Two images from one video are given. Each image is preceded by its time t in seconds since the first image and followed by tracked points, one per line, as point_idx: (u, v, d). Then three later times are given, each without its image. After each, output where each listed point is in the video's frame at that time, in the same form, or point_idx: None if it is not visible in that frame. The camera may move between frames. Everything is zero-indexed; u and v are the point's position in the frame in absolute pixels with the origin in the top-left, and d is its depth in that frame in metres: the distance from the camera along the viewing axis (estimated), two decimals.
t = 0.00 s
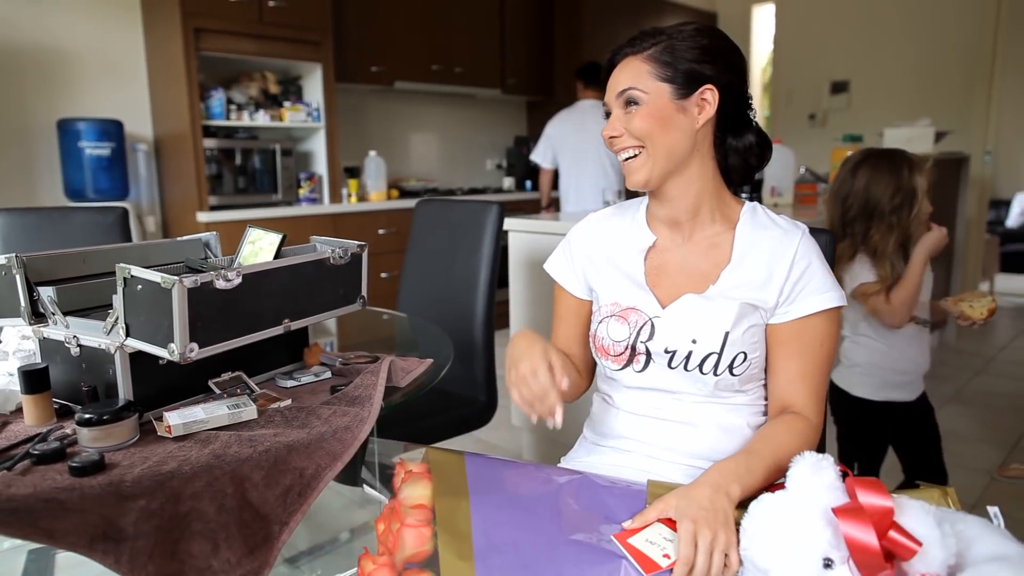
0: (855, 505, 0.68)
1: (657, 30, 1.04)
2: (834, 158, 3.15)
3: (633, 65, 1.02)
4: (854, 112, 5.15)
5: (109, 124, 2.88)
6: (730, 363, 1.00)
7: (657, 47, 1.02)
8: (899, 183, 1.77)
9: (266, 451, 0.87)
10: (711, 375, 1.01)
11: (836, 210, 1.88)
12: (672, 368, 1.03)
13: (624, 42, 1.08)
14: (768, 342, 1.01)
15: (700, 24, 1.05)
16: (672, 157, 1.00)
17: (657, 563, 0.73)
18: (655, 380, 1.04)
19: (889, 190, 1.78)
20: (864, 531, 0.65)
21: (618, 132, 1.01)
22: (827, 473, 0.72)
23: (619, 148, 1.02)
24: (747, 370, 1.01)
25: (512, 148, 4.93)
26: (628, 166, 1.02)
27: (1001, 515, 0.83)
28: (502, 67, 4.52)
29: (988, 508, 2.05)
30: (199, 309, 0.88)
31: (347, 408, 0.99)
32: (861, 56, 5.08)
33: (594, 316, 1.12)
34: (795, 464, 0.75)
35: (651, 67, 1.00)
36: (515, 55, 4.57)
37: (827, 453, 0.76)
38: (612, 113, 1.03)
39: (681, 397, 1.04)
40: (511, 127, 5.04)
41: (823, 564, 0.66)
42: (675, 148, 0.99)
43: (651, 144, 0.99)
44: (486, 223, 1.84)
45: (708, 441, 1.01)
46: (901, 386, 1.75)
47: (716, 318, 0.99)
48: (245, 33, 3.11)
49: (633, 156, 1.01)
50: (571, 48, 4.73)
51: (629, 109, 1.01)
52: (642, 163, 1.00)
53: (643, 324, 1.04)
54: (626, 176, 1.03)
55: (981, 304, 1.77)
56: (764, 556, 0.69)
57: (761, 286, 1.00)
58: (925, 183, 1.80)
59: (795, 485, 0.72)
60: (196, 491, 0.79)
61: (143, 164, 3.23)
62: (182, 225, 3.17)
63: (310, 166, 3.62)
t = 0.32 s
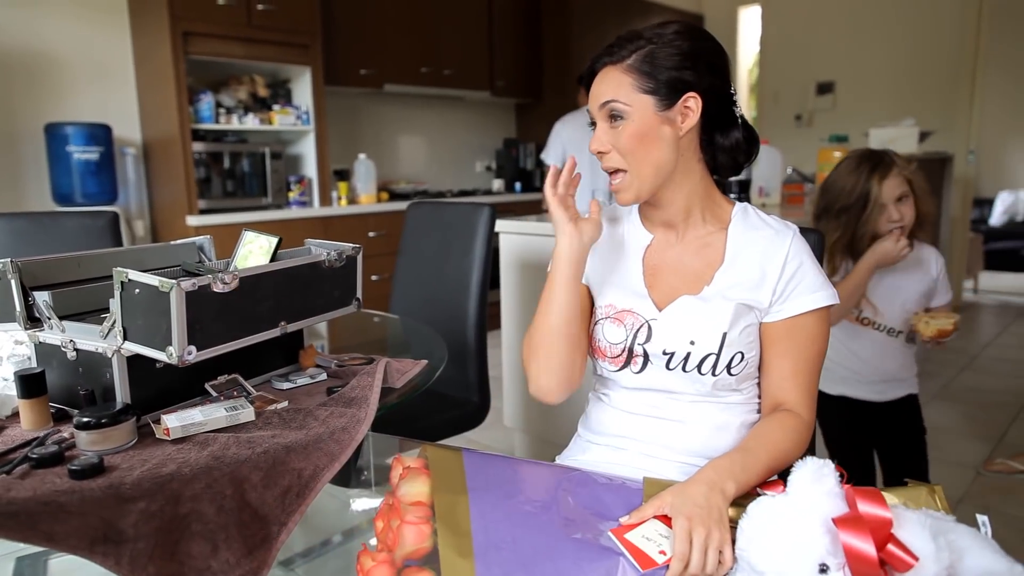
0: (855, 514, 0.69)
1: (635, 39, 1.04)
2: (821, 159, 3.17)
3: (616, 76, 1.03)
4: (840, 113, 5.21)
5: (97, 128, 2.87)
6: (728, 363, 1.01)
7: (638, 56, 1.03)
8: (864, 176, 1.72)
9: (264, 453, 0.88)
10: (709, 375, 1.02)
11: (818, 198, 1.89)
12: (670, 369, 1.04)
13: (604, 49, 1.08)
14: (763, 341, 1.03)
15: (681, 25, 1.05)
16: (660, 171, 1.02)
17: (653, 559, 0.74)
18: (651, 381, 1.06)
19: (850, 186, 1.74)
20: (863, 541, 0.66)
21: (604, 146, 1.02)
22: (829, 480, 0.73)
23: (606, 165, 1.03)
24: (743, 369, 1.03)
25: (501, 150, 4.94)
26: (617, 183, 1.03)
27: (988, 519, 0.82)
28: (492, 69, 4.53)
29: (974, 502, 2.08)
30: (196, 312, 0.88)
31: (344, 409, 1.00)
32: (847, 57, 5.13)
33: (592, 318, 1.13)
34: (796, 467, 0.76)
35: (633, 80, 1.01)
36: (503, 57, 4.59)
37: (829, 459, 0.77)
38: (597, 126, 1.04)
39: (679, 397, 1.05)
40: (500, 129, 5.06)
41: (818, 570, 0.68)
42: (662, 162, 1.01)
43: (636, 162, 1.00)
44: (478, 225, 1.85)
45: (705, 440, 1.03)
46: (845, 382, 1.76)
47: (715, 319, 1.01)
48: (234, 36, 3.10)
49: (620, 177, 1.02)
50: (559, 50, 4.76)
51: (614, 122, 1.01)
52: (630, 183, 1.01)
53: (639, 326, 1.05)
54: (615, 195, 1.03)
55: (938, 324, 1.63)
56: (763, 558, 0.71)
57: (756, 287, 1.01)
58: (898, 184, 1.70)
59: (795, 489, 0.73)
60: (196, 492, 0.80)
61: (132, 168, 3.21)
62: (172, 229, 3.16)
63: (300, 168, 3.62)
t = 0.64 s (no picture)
0: (856, 507, 0.71)
1: (624, 47, 1.04)
2: (813, 155, 3.18)
3: (612, 88, 1.03)
4: (832, 110, 5.24)
5: (90, 127, 2.86)
6: (734, 356, 1.03)
7: (631, 64, 1.02)
8: (863, 171, 1.67)
9: (270, 449, 0.88)
10: (715, 368, 1.04)
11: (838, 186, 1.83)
12: (676, 361, 1.06)
13: (595, 57, 1.07)
14: (769, 336, 1.05)
15: (671, 23, 1.06)
16: (671, 175, 1.04)
17: (656, 551, 0.76)
18: (657, 373, 1.07)
19: (853, 178, 1.70)
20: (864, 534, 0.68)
21: (613, 161, 1.02)
22: (830, 474, 0.75)
23: (619, 178, 1.04)
24: (748, 363, 1.04)
25: (495, 148, 4.95)
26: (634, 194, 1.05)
27: (985, 512, 0.84)
28: (485, 67, 4.54)
29: (967, 494, 2.11)
30: (202, 310, 0.89)
31: (348, 406, 1.01)
32: (837, 54, 5.17)
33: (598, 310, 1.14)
34: (797, 462, 0.78)
35: (631, 91, 1.01)
36: (497, 55, 4.59)
37: (829, 454, 0.79)
38: (602, 139, 1.04)
39: (684, 390, 1.06)
40: (493, 127, 5.07)
41: (819, 562, 0.69)
42: (671, 166, 1.03)
43: (650, 172, 1.02)
44: (475, 223, 1.86)
45: (709, 433, 1.05)
46: (831, 379, 1.75)
47: (721, 313, 1.02)
48: (228, 35, 3.10)
49: (637, 188, 1.04)
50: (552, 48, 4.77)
51: (619, 135, 1.02)
52: (648, 193, 1.04)
53: (646, 318, 1.06)
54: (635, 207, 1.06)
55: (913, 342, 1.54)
56: (765, 550, 0.72)
57: (762, 282, 1.03)
58: (896, 186, 1.62)
59: (797, 482, 0.75)
60: (203, 488, 0.81)
61: (125, 167, 3.20)
62: (167, 229, 3.16)
63: (294, 167, 3.62)
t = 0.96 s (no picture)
0: (848, 504, 0.72)
1: (629, 41, 1.05)
2: (806, 155, 3.19)
3: (614, 80, 1.04)
4: (826, 110, 5.26)
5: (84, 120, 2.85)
6: (728, 352, 1.04)
7: (634, 59, 1.03)
8: (889, 164, 1.59)
9: (270, 442, 0.89)
10: (709, 364, 1.05)
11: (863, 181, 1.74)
12: (670, 357, 1.07)
13: (600, 52, 1.08)
14: (763, 333, 1.06)
15: (676, 23, 1.07)
16: (665, 170, 1.05)
17: (651, 545, 0.77)
18: (652, 368, 1.09)
19: (879, 173, 1.61)
20: (856, 528, 0.69)
21: (609, 150, 1.03)
22: (823, 471, 0.76)
23: (613, 169, 1.05)
24: (742, 359, 1.05)
25: (490, 144, 4.95)
26: (628, 187, 1.06)
27: (973, 508, 0.86)
28: (480, 64, 4.55)
29: (955, 492, 2.14)
30: (203, 304, 0.90)
31: (346, 399, 1.01)
32: (831, 55, 5.19)
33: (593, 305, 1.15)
34: (792, 458, 0.80)
35: (632, 84, 1.02)
36: (492, 51, 4.60)
37: (823, 451, 0.81)
38: (600, 130, 1.05)
39: (678, 385, 1.08)
40: (488, 123, 5.07)
41: (812, 557, 0.71)
42: (666, 162, 1.04)
43: (643, 166, 1.03)
44: (472, 219, 1.87)
45: (703, 429, 1.06)
46: (832, 388, 1.73)
47: (716, 308, 1.03)
48: (224, 29, 3.09)
49: (630, 181, 1.05)
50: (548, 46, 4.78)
51: (617, 126, 1.03)
52: (641, 187, 1.05)
53: (641, 314, 1.08)
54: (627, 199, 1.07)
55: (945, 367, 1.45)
56: (759, 545, 0.73)
57: (757, 278, 1.04)
58: (922, 181, 1.54)
59: (790, 480, 0.77)
60: (203, 480, 0.81)
61: (119, 160, 3.19)
62: (161, 223, 3.15)
63: (289, 162, 3.61)
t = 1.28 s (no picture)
0: (847, 502, 0.73)
1: (631, 59, 1.01)
2: (804, 157, 3.20)
3: (611, 105, 1.00)
4: (823, 112, 5.28)
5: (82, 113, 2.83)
6: (724, 351, 1.05)
7: (633, 82, 1.00)
8: (877, 160, 1.63)
9: (271, 439, 0.89)
10: (706, 364, 1.06)
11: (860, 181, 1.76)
12: (667, 356, 1.08)
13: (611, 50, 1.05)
14: (761, 333, 1.06)
15: (682, 36, 1.01)
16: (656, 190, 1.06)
17: (651, 542, 0.77)
18: (649, 368, 1.10)
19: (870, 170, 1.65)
20: (854, 527, 0.70)
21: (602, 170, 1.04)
22: (822, 471, 0.77)
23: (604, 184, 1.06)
24: (740, 359, 1.06)
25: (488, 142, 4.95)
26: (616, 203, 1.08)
27: (969, 510, 0.87)
28: (480, 62, 4.55)
29: (950, 494, 2.15)
30: (206, 300, 0.90)
31: (347, 396, 1.02)
32: (829, 57, 5.21)
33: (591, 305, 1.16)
34: (792, 458, 0.81)
35: (628, 113, 0.99)
36: (492, 49, 4.60)
37: (823, 451, 0.82)
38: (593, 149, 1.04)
39: (676, 384, 1.09)
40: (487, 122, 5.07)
41: (811, 556, 0.71)
42: (658, 185, 1.05)
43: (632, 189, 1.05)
44: (471, 218, 1.85)
45: (700, 427, 1.07)
46: (830, 389, 1.74)
47: (710, 308, 1.04)
48: (223, 24, 3.08)
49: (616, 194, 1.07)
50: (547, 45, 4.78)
51: (610, 151, 1.02)
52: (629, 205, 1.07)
53: (639, 312, 1.09)
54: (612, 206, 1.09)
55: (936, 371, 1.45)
56: (758, 543, 0.73)
57: (754, 278, 1.05)
58: (908, 172, 1.56)
59: (789, 479, 0.77)
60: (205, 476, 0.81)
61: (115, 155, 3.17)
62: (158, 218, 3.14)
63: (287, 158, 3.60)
